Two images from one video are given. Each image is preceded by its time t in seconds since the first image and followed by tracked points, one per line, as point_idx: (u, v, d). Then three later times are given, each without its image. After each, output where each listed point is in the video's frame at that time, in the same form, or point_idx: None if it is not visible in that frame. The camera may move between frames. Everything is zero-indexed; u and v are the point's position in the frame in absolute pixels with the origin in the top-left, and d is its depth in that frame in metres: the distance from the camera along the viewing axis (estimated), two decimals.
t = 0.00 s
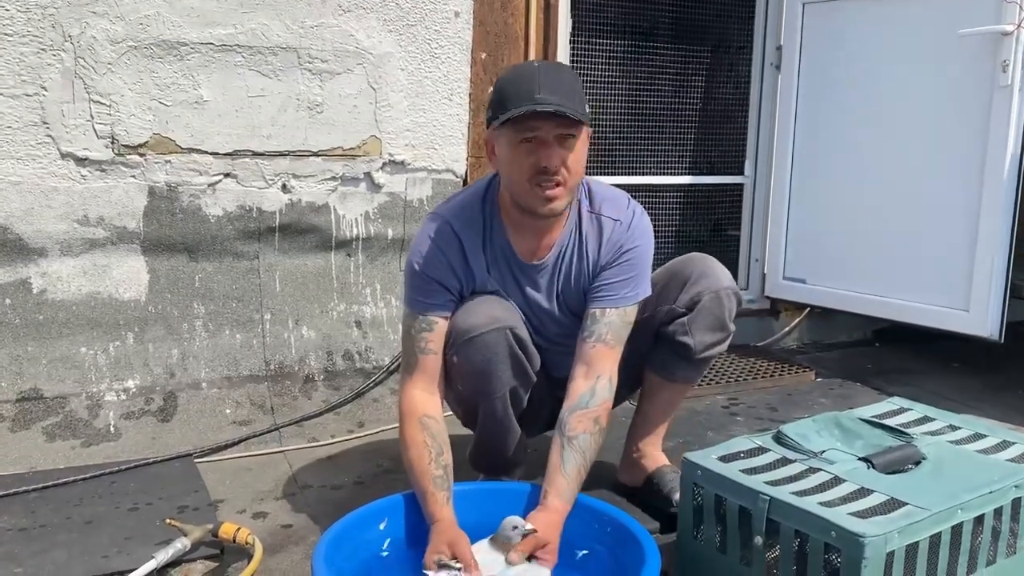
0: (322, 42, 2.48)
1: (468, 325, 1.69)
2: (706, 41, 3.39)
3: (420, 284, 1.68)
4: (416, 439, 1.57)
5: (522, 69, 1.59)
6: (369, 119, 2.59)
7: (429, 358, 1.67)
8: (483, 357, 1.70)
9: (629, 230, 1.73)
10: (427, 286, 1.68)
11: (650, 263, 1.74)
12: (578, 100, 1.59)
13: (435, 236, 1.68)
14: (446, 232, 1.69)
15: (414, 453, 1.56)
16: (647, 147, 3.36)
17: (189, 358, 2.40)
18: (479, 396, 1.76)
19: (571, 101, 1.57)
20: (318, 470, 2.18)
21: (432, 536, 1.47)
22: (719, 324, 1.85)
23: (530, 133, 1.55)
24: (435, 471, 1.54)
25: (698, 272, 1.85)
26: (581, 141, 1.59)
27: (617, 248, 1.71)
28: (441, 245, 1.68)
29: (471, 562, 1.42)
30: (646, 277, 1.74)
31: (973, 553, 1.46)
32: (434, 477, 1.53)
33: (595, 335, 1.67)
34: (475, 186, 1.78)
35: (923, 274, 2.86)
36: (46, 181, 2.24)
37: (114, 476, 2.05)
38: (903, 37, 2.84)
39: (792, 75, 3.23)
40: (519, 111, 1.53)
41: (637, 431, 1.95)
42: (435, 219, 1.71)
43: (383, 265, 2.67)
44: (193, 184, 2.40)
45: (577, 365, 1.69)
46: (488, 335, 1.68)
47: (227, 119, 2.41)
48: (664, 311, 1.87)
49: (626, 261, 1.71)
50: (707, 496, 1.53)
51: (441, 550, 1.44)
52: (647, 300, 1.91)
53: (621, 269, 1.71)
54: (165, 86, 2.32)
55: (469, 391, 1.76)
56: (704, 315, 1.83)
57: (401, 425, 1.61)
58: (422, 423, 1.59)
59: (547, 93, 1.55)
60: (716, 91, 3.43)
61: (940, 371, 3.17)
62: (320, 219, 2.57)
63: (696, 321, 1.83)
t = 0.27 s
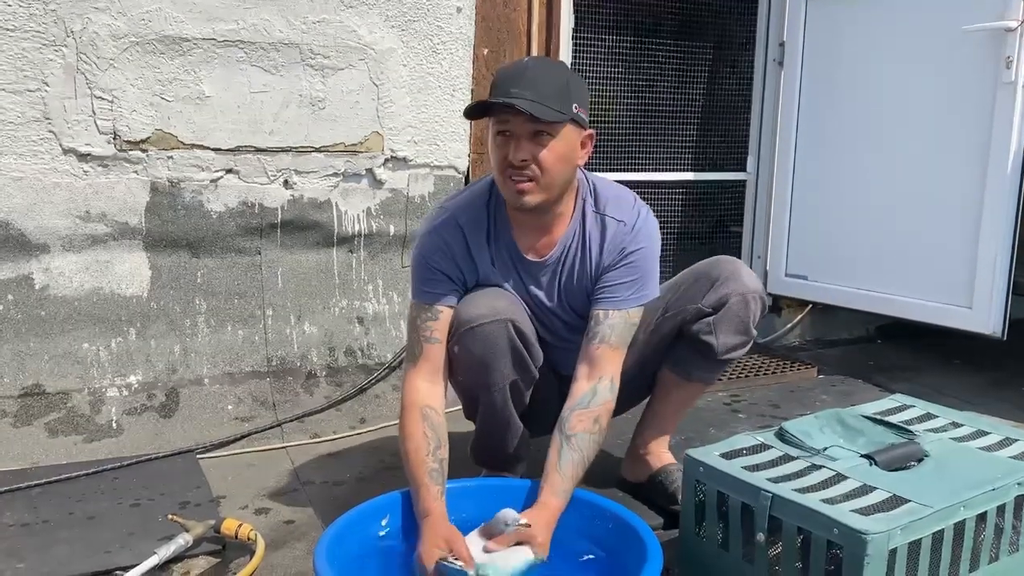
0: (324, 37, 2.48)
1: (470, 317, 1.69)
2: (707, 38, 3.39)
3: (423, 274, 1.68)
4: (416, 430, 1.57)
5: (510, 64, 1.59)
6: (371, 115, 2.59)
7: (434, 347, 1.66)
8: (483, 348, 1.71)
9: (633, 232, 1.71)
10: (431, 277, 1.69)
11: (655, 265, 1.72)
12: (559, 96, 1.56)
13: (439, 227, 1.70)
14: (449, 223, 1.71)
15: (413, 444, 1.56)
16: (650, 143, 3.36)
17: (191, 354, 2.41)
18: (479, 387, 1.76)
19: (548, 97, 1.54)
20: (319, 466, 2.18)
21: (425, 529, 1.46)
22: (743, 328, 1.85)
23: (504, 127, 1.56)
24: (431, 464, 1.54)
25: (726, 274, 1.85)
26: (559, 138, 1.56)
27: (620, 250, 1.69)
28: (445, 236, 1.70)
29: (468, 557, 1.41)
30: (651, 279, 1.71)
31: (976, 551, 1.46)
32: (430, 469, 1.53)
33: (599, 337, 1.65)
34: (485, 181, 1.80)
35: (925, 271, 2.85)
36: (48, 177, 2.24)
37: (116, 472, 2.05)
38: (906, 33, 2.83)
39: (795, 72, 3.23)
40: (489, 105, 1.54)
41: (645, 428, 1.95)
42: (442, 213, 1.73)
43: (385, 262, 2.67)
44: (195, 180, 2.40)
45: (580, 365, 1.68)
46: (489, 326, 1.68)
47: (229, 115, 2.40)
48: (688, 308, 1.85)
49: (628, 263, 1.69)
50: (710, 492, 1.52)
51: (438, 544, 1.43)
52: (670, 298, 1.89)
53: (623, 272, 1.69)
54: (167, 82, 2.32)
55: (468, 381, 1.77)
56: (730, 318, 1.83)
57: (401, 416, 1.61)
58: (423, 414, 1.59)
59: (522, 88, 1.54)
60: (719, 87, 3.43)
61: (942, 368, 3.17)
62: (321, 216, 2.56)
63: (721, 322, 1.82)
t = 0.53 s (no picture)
0: (326, 32, 2.47)
1: (475, 313, 1.69)
2: (710, 33, 3.39)
3: (432, 271, 1.69)
4: (418, 426, 1.57)
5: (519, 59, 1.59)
6: (373, 111, 2.58)
7: (439, 344, 1.66)
8: (489, 345, 1.70)
9: (645, 231, 1.70)
10: (440, 273, 1.69)
11: (667, 264, 1.71)
12: (566, 92, 1.55)
13: (448, 225, 1.71)
14: (459, 221, 1.72)
15: (415, 439, 1.56)
16: (653, 139, 3.35)
17: (193, 349, 2.40)
18: (484, 383, 1.76)
19: (553, 93, 1.53)
20: (322, 461, 2.18)
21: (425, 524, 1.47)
22: (750, 331, 1.84)
23: (509, 122, 1.56)
24: (432, 460, 1.54)
25: (735, 276, 1.84)
26: (564, 134, 1.55)
27: (631, 249, 1.68)
28: (454, 233, 1.70)
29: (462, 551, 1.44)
30: (663, 278, 1.70)
31: (979, 547, 1.46)
32: (431, 466, 1.53)
33: (609, 337, 1.65)
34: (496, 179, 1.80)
35: (928, 268, 2.85)
36: (50, 172, 2.23)
37: (118, 467, 2.05)
38: (910, 28, 2.82)
39: (798, 68, 3.22)
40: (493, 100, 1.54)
41: (649, 424, 1.93)
42: (453, 211, 1.74)
43: (387, 257, 2.66)
44: (197, 175, 2.40)
45: (589, 365, 1.67)
46: (496, 324, 1.68)
47: (231, 111, 2.40)
48: (695, 310, 1.85)
49: (639, 262, 1.68)
50: (712, 488, 1.52)
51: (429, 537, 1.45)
52: (678, 299, 1.89)
53: (634, 271, 1.68)
54: (169, 77, 2.31)
55: (474, 377, 1.77)
56: (737, 321, 1.82)
57: (405, 411, 1.60)
58: (426, 409, 1.59)
59: (528, 84, 1.54)
60: (722, 83, 3.43)
61: (944, 365, 3.16)
62: (324, 211, 2.56)
63: (728, 325, 1.82)
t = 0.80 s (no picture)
0: (328, 27, 2.47)
1: (476, 314, 1.69)
2: (713, 29, 3.41)
3: (435, 270, 1.69)
4: (416, 424, 1.57)
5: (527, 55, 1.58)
6: (375, 106, 2.58)
7: (440, 344, 1.67)
8: (490, 346, 1.70)
9: (651, 230, 1.69)
10: (442, 272, 1.69)
11: (674, 263, 1.70)
12: (573, 90, 1.55)
13: (451, 224, 1.71)
14: (462, 219, 1.71)
15: (413, 438, 1.56)
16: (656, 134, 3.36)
17: (195, 345, 2.41)
18: (484, 384, 1.76)
19: (560, 91, 1.53)
20: (323, 456, 2.18)
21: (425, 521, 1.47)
22: (751, 333, 1.83)
23: (516, 119, 1.56)
24: (430, 458, 1.54)
25: (736, 277, 1.84)
26: (571, 132, 1.55)
27: (637, 248, 1.68)
28: (457, 232, 1.70)
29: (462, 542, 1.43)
30: (671, 277, 1.69)
31: (980, 544, 1.46)
32: (428, 464, 1.54)
33: (616, 338, 1.65)
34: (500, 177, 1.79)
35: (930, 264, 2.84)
36: (52, 167, 2.23)
37: (120, 462, 2.06)
38: (913, 23, 2.81)
39: (800, 64, 3.21)
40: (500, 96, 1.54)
41: (649, 421, 1.93)
42: (456, 209, 1.73)
43: (389, 253, 2.67)
44: (199, 171, 2.40)
45: (597, 364, 1.68)
46: (497, 325, 1.68)
47: (233, 106, 2.40)
48: (696, 311, 1.85)
49: (645, 262, 1.67)
50: (713, 484, 1.52)
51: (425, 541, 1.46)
52: (679, 299, 1.88)
53: (640, 271, 1.67)
54: (171, 72, 2.31)
55: (474, 377, 1.77)
56: (738, 323, 1.81)
57: (403, 409, 1.61)
58: (424, 408, 1.59)
59: (535, 81, 1.53)
60: (724, 79, 3.45)
61: (946, 361, 3.16)
62: (326, 207, 2.56)
63: (729, 327, 1.81)
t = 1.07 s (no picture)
0: (329, 22, 2.47)
1: (473, 315, 1.69)
2: (716, 23, 3.42)
3: (430, 273, 1.68)
4: (413, 425, 1.56)
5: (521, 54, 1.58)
6: (376, 102, 2.58)
7: (436, 346, 1.66)
8: (486, 347, 1.71)
9: (650, 228, 1.67)
10: (438, 274, 1.68)
11: (673, 260, 1.69)
12: (568, 89, 1.54)
13: (445, 225, 1.69)
14: (456, 221, 1.69)
15: (411, 440, 1.54)
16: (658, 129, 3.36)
17: (196, 340, 2.41)
18: (482, 383, 1.77)
19: (556, 90, 1.53)
20: (323, 451, 2.18)
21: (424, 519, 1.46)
22: (756, 330, 1.84)
23: (510, 120, 1.55)
24: (427, 460, 1.52)
25: (743, 274, 1.84)
26: (566, 132, 1.54)
27: (636, 247, 1.67)
28: (452, 234, 1.68)
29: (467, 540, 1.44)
30: (670, 274, 1.69)
31: (981, 540, 1.46)
32: (426, 465, 1.52)
33: (618, 337, 1.65)
34: (493, 176, 1.77)
35: (931, 260, 2.84)
36: (52, 163, 2.23)
37: (120, 458, 2.06)
38: (915, 19, 2.80)
39: (801, 59, 3.20)
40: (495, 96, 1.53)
41: (651, 416, 1.94)
42: (450, 209, 1.71)
43: (389, 249, 2.66)
44: (199, 166, 2.39)
45: (600, 363, 1.67)
46: (492, 326, 1.68)
47: (234, 101, 2.39)
48: (702, 308, 1.85)
49: (644, 261, 1.67)
50: (714, 480, 1.52)
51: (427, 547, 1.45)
52: (684, 295, 1.88)
53: (640, 270, 1.67)
54: (171, 67, 2.31)
55: (472, 377, 1.77)
56: (744, 320, 1.82)
57: (400, 410, 1.59)
58: (421, 409, 1.58)
59: (529, 80, 1.53)
60: (725, 73, 3.46)
61: (948, 357, 3.16)
62: (326, 202, 2.56)
63: (734, 324, 1.82)
